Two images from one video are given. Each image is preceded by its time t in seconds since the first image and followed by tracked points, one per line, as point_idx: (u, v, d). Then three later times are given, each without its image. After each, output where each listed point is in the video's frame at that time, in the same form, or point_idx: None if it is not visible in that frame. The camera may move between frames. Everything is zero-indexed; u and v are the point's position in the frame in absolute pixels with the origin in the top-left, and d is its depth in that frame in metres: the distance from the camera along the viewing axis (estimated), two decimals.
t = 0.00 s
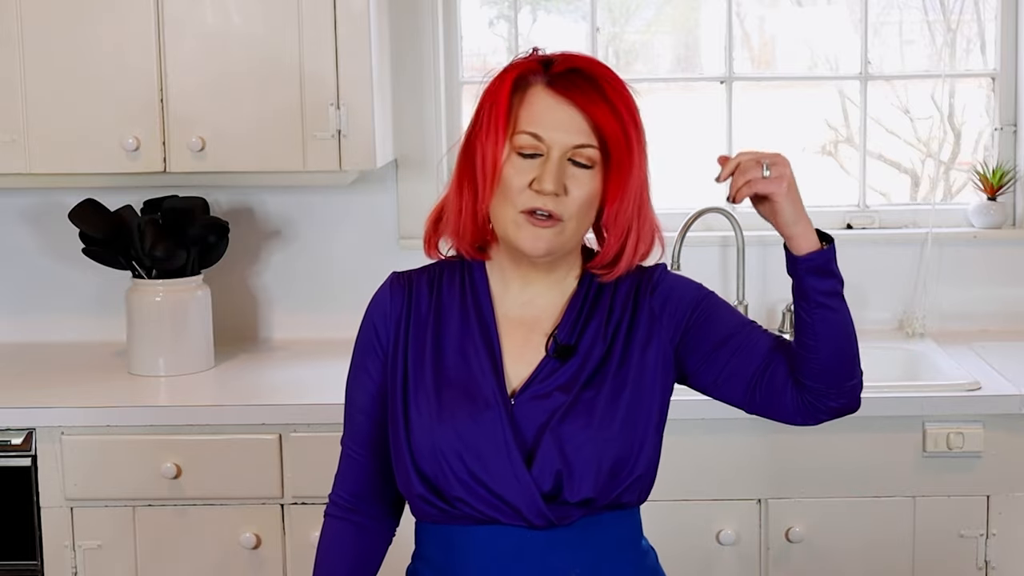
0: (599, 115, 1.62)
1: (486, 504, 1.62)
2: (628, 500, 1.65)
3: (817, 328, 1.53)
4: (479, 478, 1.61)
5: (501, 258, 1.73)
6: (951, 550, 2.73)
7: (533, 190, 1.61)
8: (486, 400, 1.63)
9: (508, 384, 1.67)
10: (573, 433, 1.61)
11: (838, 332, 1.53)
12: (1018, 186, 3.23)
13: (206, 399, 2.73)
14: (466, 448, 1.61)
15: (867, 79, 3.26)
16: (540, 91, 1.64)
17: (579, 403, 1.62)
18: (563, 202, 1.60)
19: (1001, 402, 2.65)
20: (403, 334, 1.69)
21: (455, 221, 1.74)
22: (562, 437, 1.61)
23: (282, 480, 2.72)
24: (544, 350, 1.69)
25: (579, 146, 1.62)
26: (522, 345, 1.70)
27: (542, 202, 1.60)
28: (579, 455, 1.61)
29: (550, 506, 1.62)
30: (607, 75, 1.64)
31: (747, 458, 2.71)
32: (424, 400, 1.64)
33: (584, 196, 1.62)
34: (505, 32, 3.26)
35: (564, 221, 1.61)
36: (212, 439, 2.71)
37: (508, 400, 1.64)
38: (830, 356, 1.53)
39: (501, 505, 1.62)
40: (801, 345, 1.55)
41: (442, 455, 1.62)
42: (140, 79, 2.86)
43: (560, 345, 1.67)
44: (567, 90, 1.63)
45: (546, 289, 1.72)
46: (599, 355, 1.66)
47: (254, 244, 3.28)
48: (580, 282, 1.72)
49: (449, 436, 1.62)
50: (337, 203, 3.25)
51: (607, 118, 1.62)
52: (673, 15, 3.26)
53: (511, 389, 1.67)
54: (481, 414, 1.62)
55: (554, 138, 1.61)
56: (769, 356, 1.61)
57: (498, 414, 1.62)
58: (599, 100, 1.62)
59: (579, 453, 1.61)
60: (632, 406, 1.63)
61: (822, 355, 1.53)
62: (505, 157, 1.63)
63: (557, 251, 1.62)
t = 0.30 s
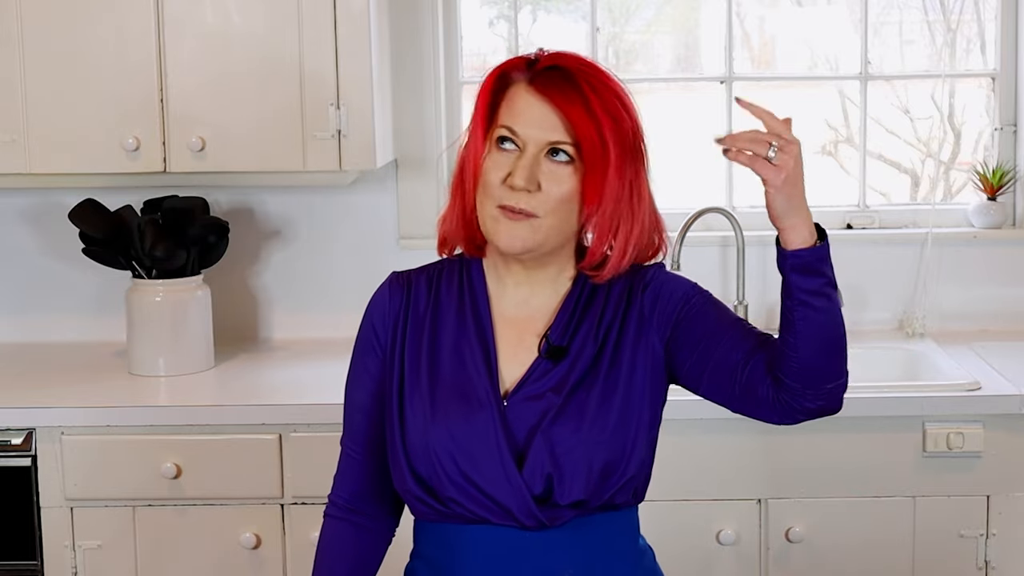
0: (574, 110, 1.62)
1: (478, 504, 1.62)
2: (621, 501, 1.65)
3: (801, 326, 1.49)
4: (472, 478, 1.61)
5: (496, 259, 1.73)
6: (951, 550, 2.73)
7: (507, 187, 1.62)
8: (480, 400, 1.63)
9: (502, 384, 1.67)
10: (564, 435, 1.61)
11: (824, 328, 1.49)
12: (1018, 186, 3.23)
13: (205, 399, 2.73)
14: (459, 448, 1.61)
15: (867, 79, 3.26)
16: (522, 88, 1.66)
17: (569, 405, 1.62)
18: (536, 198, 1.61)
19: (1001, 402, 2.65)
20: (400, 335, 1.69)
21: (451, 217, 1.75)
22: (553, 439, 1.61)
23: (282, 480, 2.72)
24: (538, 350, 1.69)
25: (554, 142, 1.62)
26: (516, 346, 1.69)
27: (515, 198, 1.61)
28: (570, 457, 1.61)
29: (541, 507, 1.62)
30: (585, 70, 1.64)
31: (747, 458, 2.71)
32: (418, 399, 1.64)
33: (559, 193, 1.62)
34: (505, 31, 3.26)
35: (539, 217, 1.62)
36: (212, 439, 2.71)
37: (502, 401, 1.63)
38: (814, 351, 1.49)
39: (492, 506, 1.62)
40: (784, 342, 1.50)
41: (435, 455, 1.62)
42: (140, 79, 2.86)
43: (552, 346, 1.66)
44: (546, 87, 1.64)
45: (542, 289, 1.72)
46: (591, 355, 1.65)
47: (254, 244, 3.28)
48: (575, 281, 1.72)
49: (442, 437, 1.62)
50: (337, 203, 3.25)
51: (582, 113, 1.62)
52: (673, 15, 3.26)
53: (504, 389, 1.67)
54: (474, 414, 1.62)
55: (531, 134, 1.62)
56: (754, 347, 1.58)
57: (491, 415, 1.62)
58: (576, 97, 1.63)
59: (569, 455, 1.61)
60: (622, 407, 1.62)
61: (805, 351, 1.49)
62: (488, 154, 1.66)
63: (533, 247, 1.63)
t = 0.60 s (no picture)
0: (561, 110, 1.62)
1: (472, 503, 1.62)
2: (617, 500, 1.64)
3: (806, 326, 1.41)
4: (465, 478, 1.61)
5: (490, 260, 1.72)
6: (951, 550, 2.73)
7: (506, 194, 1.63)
8: (473, 400, 1.63)
9: (495, 384, 1.67)
10: (558, 435, 1.60)
11: (829, 332, 1.41)
12: (1018, 186, 3.23)
13: (205, 399, 2.73)
14: (453, 449, 1.61)
15: (867, 79, 3.25)
16: (502, 93, 1.66)
17: (561, 405, 1.62)
18: (535, 201, 1.62)
19: (1001, 402, 2.65)
20: (397, 335, 1.70)
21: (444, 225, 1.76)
22: (546, 440, 1.61)
23: (282, 480, 2.72)
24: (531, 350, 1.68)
25: (545, 142, 1.63)
26: (510, 346, 1.69)
27: (515, 204, 1.62)
28: (564, 456, 1.60)
29: (535, 507, 1.62)
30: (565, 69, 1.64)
31: (747, 458, 2.71)
32: (413, 400, 1.64)
33: (557, 193, 1.62)
34: (505, 31, 3.26)
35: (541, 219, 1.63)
36: (212, 439, 2.71)
37: (495, 402, 1.63)
38: (810, 354, 1.43)
39: (487, 506, 1.62)
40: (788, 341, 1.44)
41: (429, 457, 1.62)
42: (140, 79, 2.86)
43: (545, 346, 1.66)
44: (526, 88, 1.64)
45: (537, 289, 1.72)
46: (583, 353, 1.64)
47: (254, 244, 3.28)
48: (570, 279, 1.71)
49: (436, 438, 1.62)
50: (337, 203, 3.25)
51: (570, 112, 1.62)
52: (673, 15, 3.26)
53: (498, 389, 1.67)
54: (468, 414, 1.62)
55: (520, 136, 1.63)
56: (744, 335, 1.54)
57: (484, 415, 1.62)
58: (559, 95, 1.63)
59: (562, 456, 1.60)
60: (614, 405, 1.61)
61: (800, 351, 1.43)
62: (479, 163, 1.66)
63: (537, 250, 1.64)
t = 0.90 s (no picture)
0: (530, 108, 1.62)
1: (471, 506, 1.62)
2: (617, 502, 1.64)
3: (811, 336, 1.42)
4: (464, 480, 1.61)
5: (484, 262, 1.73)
6: (951, 550, 2.73)
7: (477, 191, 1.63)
8: (471, 403, 1.63)
9: (495, 387, 1.67)
10: (557, 438, 1.60)
11: (835, 344, 1.42)
12: (1018, 186, 3.23)
13: (206, 399, 2.73)
14: (451, 451, 1.61)
15: (867, 79, 3.25)
16: (481, 91, 1.66)
17: (560, 408, 1.61)
18: (506, 199, 1.62)
19: (1001, 402, 2.65)
20: (394, 337, 1.70)
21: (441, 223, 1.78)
22: (546, 443, 1.60)
23: (282, 480, 2.72)
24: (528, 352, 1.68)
25: (515, 140, 1.63)
26: (507, 348, 1.69)
27: (486, 202, 1.62)
28: (563, 459, 1.60)
29: (535, 510, 1.62)
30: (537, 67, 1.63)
31: (747, 458, 2.71)
32: (410, 403, 1.64)
33: (525, 191, 1.62)
34: (505, 31, 3.26)
35: (513, 218, 1.63)
36: (212, 439, 2.71)
37: (493, 405, 1.63)
38: (815, 364, 1.44)
39: (486, 509, 1.61)
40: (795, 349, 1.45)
41: (427, 459, 1.62)
42: (140, 79, 2.86)
43: (543, 348, 1.66)
44: (500, 86, 1.64)
45: (531, 290, 1.72)
46: (581, 356, 1.65)
47: (254, 243, 3.28)
48: (566, 281, 1.71)
49: (434, 440, 1.62)
50: (337, 203, 3.25)
51: (538, 110, 1.61)
52: (673, 15, 3.26)
53: (496, 392, 1.67)
54: (466, 417, 1.62)
55: (493, 134, 1.63)
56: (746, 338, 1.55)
57: (482, 418, 1.62)
58: (529, 93, 1.62)
59: (562, 459, 1.60)
60: (612, 408, 1.62)
61: (806, 360, 1.44)
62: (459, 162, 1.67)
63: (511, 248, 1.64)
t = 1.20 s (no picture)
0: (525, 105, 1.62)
1: (472, 508, 1.62)
2: (618, 504, 1.64)
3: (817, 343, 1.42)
4: (465, 482, 1.61)
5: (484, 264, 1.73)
6: (951, 550, 2.73)
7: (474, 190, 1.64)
8: (472, 405, 1.63)
9: (496, 388, 1.67)
10: (559, 440, 1.60)
11: (840, 351, 1.42)
12: (1018, 186, 3.23)
13: (205, 399, 2.73)
14: (452, 453, 1.61)
15: (867, 79, 3.25)
16: (479, 90, 1.67)
17: (562, 410, 1.61)
18: (502, 197, 1.62)
19: (1001, 402, 2.65)
20: (394, 338, 1.70)
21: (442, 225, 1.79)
22: (548, 445, 1.60)
23: (282, 480, 2.72)
24: (529, 354, 1.68)
25: (512, 138, 1.63)
26: (508, 349, 1.69)
27: (483, 200, 1.63)
28: (565, 461, 1.60)
29: (536, 512, 1.61)
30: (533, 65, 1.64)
31: (747, 458, 2.71)
32: (411, 404, 1.64)
33: (522, 188, 1.62)
34: (505, 31, 3.26)
35: (510, 215, 1.63)
36: (212, 439, 2.71)
37: (494, 407, 1.63)
38: (821, 371, 1.43)
39: (487, 511, 1.61)
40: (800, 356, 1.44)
41: (427, 461, 1.62)
42: (140, 79, 2.86)
43: (544, 349, 1.66)
44: (498, 84, 1.65)
45: (532, 292, 1.72)
46: (584, 358, 1.64)
47: (254, 244, 3.28)
48: (567, 282, 1.71)
49: (435, 442, 1.62)
50: (337, 203, 3.25)
51: (533, 106, 1.62)
52: (673, 15, 3.26)
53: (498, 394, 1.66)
54: (468, 419, 1.62)
55: (490, 132, 1.64)
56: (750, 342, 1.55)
57: (484, 420, 1.62)
58: (527, 90, 1.63)
59: (564, 460, 1.60)
60: (615, 410, 1.61)
61: (812, 366, 1.43)
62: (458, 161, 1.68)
63: (508, 247, 1.64)
